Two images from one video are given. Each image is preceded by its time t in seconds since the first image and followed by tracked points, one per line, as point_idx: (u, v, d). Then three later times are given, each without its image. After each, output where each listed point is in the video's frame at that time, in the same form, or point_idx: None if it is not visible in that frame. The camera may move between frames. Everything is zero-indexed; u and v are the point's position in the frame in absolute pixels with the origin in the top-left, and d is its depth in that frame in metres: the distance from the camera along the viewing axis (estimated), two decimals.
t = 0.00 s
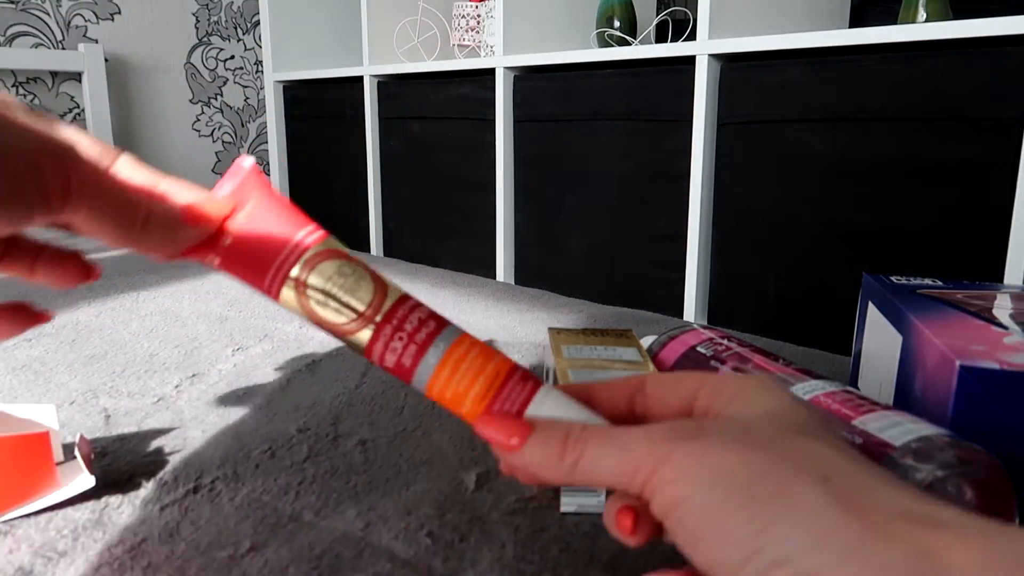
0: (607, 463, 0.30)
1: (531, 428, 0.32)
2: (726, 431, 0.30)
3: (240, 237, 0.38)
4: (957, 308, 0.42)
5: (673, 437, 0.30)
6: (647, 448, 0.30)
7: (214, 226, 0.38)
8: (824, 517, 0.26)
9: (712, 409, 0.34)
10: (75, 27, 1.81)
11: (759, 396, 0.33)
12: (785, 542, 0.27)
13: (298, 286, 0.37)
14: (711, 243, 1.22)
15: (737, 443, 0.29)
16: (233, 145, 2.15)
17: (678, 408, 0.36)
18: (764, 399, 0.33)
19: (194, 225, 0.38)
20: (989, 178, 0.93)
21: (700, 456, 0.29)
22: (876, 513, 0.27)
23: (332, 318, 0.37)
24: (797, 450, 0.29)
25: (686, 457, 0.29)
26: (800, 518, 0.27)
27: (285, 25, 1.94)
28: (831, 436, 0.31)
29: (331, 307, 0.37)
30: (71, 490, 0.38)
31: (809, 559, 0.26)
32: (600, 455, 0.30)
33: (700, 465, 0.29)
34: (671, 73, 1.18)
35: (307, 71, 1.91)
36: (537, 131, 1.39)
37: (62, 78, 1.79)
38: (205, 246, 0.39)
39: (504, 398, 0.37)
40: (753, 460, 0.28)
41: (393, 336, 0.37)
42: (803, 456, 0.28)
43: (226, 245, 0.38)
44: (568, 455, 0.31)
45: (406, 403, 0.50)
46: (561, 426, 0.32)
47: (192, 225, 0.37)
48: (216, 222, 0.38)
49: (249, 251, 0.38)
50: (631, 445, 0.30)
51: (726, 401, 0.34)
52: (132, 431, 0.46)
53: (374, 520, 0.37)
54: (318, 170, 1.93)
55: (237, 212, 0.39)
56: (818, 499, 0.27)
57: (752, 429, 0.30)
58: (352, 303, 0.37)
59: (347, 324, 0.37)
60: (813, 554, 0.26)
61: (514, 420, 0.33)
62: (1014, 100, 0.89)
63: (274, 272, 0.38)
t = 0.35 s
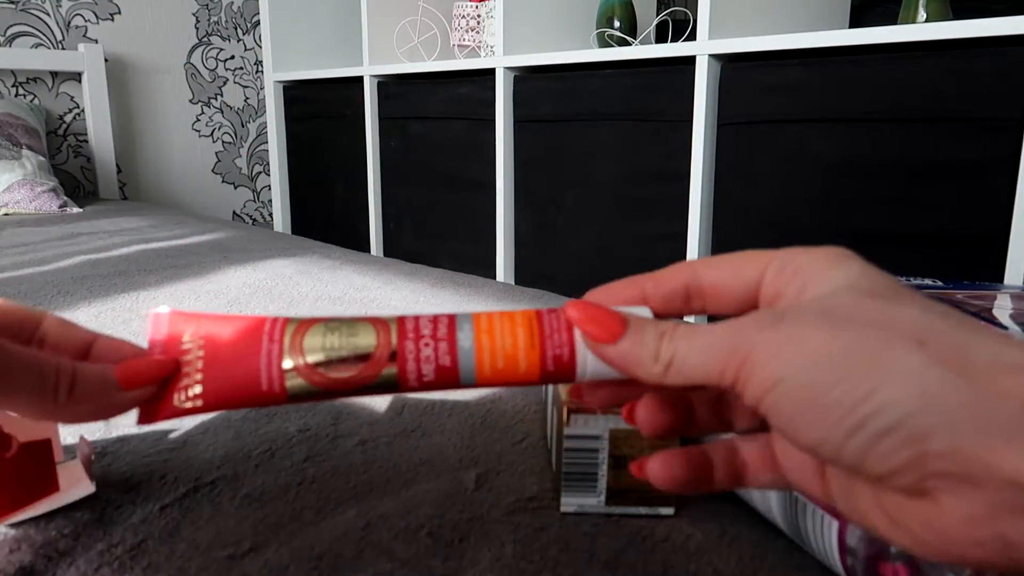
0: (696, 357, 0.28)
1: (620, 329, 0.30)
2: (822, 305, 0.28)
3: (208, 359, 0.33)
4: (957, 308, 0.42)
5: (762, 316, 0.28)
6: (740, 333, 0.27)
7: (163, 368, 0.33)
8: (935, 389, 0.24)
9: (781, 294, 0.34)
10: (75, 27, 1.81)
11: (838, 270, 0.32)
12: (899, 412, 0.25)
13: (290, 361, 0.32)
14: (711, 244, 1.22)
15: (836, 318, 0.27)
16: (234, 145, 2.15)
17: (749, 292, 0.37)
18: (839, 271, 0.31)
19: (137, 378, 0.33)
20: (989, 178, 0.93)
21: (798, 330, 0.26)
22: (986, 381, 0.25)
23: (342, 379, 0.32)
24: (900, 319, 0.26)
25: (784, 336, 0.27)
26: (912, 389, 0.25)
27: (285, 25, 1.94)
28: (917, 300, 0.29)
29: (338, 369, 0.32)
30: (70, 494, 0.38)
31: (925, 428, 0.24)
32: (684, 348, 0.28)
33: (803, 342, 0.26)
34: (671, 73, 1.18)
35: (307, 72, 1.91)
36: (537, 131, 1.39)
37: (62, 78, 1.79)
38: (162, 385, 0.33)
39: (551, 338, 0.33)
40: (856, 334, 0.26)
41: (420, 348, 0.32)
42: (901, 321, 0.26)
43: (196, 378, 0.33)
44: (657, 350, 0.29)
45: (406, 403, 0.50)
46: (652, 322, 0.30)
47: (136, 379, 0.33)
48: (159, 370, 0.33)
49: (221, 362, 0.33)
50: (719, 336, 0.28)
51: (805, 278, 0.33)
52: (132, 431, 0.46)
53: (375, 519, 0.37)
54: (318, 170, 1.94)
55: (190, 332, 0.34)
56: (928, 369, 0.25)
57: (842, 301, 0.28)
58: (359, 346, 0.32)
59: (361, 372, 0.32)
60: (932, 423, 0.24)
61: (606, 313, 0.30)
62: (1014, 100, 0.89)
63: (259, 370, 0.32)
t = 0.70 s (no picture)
0: (754, 337, 0.28)
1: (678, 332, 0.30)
2: (874, 272, 0.28)
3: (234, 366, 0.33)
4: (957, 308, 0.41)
5: (819, 291, 0.28)
6: (800, 313, 0.28)
7: (189, 384, 0.33)
8: (1003, 354, 0.25)
9: (826, 249, 0.37)
10: (75, 28, 1.81)
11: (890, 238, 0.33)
12: (974, 379, 0.25)
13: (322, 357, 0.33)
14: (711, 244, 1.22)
15: (895, 287, 0.27)
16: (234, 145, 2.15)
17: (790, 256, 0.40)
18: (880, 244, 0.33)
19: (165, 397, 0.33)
20: (989, 177, 0.93)
21: (859, 304, 0.27)
22: None
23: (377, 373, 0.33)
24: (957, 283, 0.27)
25: (847, 310, 0.27)
26: (983, 356, 0.25)
27: (285, 25, 1.94)
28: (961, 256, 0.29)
29: (369, 361, 0.32)
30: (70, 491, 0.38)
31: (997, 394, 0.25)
32: (743, 333, 0.29)
33: (870, 318, 0.26)
34: (671, 73, 1.18)
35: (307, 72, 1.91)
36: (537, 131, 1.39)
37: (62, 79, 1.79)
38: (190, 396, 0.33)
39: (584, 331, 0.33)
40: (920, 304, 0.26)
41: (453, 356, 0.33)
42: (959, 285, 0.27)
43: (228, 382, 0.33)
44: (717, 344, 0.29)
45: (406, 404, 0.50)
46: (710, 319, 0.30)
47: (159, 398, 0.33)
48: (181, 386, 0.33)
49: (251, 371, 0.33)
50: (779, 316, 0.28)
51: (852, 240, 0.35)
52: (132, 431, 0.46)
53: (375, 519, 0.37)
54: (318, 170, 1.93)
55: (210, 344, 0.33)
56: (996, 334, 0.25)
57: (892, 268, 0.28)
58: (384, 337, 0.32)
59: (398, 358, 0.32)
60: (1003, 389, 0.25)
61: (671, 322, 0.31)
62: (1015, 100, 0.89)
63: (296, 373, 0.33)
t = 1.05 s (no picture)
0: (760, 325, 0.28)
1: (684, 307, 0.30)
2: (881, 266, 0.28)
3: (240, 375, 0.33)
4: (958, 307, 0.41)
5: (827, 283, 0.28)
6: (807, 304, 0.28)
7: (195, 394, 0.33)
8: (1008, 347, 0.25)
9: (829, 244, 0.37)
10: (75, 28, 1.81)
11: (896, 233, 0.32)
12: (980, 370, 0.25)
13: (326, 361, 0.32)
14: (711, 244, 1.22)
15: (903, 279, 0.27)
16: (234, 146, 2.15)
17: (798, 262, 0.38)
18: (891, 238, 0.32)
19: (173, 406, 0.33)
20: (989, 178, 0.93)
21: (865, 297, 0.27)
22: None
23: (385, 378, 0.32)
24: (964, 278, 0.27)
25: (854, 303, 0.27)
26: (988, 348, 0.25)
27: (285, 26, 1.94)
28: (971, 250, 0.29)
29: (378, 365, 0.32)
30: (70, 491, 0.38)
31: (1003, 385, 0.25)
32: (748, 318, 0.29)
33: (877, 309, 0.27)
34: (671, 73, 1.18)
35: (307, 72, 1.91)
36: (537, 132, 1.39)
37: (62, 79, 1.79)
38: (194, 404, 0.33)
39: (587, 314, 0.34)
40: (927, 297, 0.26)
41: (458, 344, 0.33)
42: (965, 279, 0.27)
43: (234, 391, 0.32)
44: (721, 326, 0.29)
45: (406, 404, 0.50)
46: (716, 297, 0.30)
47: (166, 405, 0.33)
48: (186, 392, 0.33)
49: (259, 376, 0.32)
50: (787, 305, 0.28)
51: (858, 232, 0.35)
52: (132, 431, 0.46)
53: (375, 519, 0.37)
54: (318, 171, 1.94)
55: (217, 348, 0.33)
56: (1001, 328, 0.25)
57: (897, 261, 0.28)
58: (396, 339, 0.32)
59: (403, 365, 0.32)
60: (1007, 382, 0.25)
61: (672, 291, 0.31)
62: (1015, 100, 0.89)
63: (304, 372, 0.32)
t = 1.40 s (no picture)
0: (731, 427, 0.26)
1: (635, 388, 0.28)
2: (886, 389, 0.26)
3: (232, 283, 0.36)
4: (957, 308, 0.42)
5: (817, 402, 0.26)
6: (792, 413, 0.25)
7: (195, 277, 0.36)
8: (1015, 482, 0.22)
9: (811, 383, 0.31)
10: (75, 28, 1.81)
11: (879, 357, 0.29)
12: (994, 495, 0.22)
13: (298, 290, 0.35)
14: (711, 243, 1.22)
15: (903, 399, 0.25)
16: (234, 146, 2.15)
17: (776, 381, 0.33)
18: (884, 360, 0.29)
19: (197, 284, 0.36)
20: (989, 178, 0.93)
21: (859, 416, 0.24)
22: None
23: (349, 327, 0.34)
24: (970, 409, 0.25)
25: (852, 419, 0.25)
26: (1000, 473, 0.22)
27: (285, 26, 1.94)
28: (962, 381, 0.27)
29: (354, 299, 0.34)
30: (70, 491, 0.38)
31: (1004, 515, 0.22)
32: (723, 418, 0.26)
33: (872, 424, 0.24)
34: (671, 73, 1.18)
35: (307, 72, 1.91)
36: (537, 132, 1.39)
37: (62, 79, 1.79)
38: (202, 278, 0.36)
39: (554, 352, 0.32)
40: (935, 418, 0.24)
41: (416, 330, 0.33)
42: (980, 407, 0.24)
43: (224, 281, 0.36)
44: (683, 412, 0.27)
45: (406, 404, 0.50)
46: (681, 382, 0.28)
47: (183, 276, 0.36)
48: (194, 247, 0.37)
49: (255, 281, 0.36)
50: (769, 410, 0.26)
51: (839, 374, 0.30)
52: (132, 431, 0.46)
53: (375, 519, 0.37)
54: (319, 171, 1.94)
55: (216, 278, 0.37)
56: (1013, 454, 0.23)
57: (890, 386, 0.26)
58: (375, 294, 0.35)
59: (352, 319, 0.34)
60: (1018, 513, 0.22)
61: (629, 369, 0.28)
62: (1014, 100, 0.89)
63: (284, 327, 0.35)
